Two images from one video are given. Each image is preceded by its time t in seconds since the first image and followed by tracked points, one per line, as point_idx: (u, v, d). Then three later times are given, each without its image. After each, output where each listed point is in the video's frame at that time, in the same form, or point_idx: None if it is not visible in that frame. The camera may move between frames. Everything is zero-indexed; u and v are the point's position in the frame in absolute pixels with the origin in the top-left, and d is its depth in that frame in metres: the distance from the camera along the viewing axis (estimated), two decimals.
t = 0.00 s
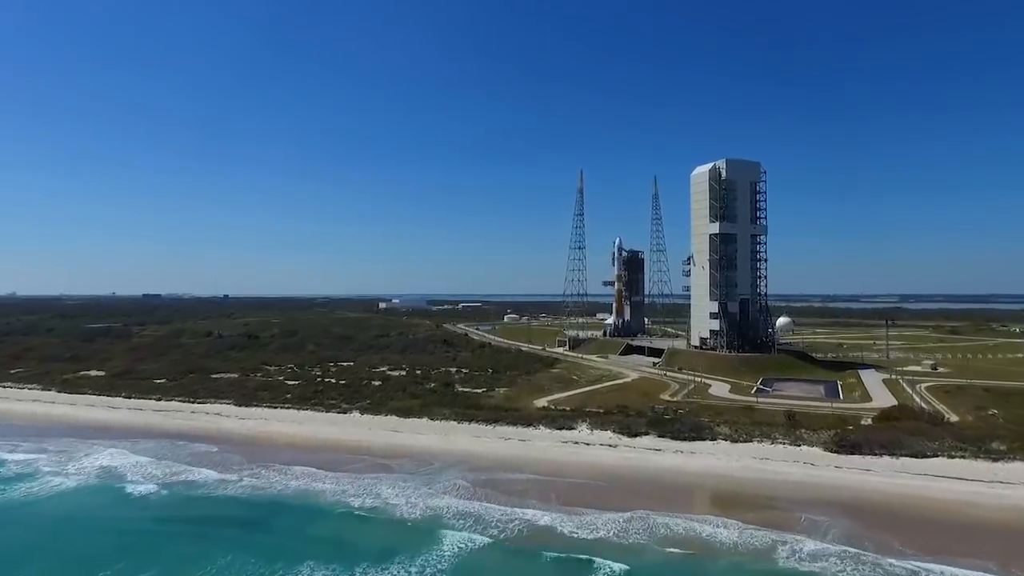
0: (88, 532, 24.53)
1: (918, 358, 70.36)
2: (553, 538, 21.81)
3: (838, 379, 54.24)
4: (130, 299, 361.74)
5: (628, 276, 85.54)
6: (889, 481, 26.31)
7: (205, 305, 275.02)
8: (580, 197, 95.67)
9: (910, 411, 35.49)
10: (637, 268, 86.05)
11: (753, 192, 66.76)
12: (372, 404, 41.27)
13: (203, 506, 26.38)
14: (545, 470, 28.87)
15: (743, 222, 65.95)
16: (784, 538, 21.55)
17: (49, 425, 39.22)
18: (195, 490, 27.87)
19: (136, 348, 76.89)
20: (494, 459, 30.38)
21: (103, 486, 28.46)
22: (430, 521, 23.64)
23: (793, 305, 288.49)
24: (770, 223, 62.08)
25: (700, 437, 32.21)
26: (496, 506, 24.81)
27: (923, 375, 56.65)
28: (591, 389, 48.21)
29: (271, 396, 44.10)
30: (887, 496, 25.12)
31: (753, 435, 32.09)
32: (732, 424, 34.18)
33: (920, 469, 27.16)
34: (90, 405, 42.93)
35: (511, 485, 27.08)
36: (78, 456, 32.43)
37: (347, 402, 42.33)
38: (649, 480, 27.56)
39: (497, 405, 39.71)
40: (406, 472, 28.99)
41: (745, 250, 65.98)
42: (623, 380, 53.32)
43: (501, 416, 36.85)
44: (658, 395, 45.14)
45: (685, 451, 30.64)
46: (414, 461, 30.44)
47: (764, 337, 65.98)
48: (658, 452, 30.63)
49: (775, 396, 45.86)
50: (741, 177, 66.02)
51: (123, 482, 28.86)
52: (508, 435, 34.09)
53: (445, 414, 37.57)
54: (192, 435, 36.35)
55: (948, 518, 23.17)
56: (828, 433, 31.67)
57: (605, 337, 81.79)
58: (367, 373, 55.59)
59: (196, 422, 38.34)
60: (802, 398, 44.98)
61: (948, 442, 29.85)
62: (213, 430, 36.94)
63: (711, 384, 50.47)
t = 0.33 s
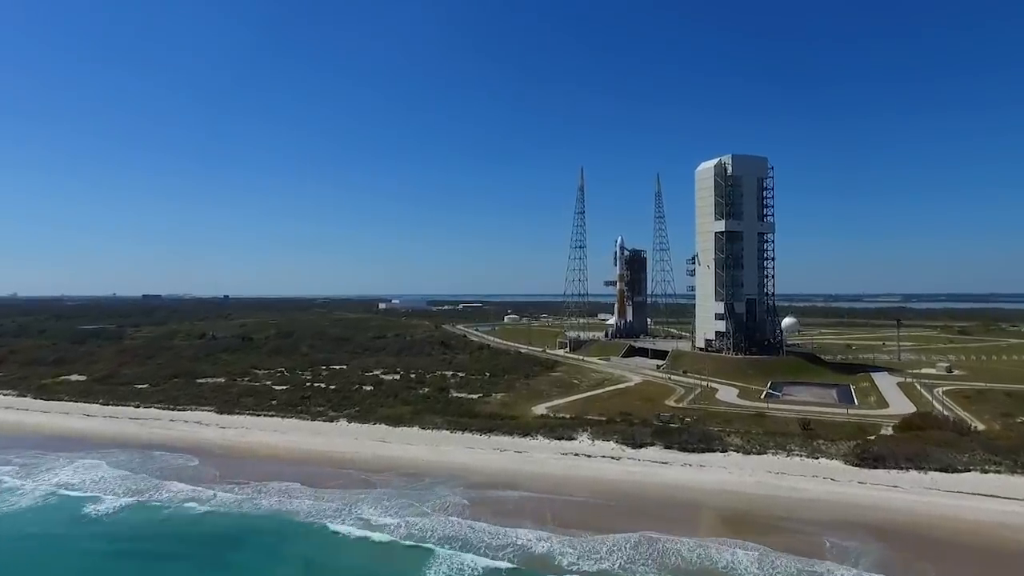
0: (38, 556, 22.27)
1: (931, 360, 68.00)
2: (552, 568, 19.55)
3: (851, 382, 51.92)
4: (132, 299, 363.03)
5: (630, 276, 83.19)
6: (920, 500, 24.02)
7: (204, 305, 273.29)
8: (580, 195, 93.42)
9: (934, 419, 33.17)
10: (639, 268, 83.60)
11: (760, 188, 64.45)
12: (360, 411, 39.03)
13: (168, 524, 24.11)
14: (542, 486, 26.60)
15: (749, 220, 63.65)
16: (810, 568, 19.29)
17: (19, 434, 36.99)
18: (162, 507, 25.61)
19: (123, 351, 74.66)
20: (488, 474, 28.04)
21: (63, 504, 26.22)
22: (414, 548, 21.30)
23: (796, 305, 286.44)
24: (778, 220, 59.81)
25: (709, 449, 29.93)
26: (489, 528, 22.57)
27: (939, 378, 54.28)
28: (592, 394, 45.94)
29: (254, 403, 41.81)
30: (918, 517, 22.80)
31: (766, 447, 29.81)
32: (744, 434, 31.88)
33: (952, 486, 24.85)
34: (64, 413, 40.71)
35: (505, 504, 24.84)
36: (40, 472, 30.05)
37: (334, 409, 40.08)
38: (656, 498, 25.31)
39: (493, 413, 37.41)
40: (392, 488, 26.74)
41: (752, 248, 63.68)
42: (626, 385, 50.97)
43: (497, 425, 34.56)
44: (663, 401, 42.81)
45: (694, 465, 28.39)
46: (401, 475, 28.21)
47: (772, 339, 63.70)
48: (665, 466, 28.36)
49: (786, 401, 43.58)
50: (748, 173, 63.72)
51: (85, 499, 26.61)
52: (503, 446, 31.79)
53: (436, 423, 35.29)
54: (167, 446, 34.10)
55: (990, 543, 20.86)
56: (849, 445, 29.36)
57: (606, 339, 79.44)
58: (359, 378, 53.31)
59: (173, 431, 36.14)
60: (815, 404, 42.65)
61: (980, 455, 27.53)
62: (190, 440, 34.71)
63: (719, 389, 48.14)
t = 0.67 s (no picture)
0: None
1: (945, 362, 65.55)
2: None
3: (864, 387, 49.52)
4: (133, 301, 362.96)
5: (633, 275, 80.75)
6: (956, 524, 21.59)
7: (203, 306, 272.52)
8: (581, 193, 90.99)
9: (961, 429, 30.72)
10: (641, 267, 81.05)
11: (767, 184, 62.12)
12: (345, 420, 36.70)
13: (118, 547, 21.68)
14: (536, 507, 24.22)
15: (756, 217, 61.31)
16: None
17: None
18: (115, 528, 23.20)
19: (111, 354, 72.60)
20: (477, 493, 25.63)
21: (8, 526, 23.85)
22: None
23: (799, 305, 284.40)
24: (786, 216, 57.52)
25: (719, 462, 27.58)
26: (476, 556, 20.23)
27: (957, 382, 51.70)
28: (593, 401, 43.58)
29: (235, 410, 39.48)
30: (958, 545, 20.33)
31: (781, 460, 27.46)
32: (757, 446, 29.50)
33: (990, 508, 22.42)
34: (33, 421, 38.47)
35: (495, 527, 22.48)
36: None
37: (318, 417, 37.76)
38: (662, 520, 22.92)
39: (486, 422, 35.08)
40: (372, 508, 24.39)
41: (759, 246, 61.34)
42: (629, 390, 48.55)
43: (490, 435, 32.23)
44: (668, 408, 40.42)
45: (703, 481, 26.05)
46: (384, 493, 25.88)
47: (780, 340, 61.35)
48: (671, 483, 25.99)
49: (798, 408, 41.10)
50: (754, 168, 61.42)
51: (33, 520, 24.26)
52: (496, 460, 29.44)
53: (425, 433, 32.95)
54: (136, 458, 31.78)
55: None
56: (871, 458, 26.94)
57: (608, 340, 76.99)
58: (349, 383, 51.04)
59: (145, 442, 33.86)
60: (830, 411, 40.16)
61: (1017, 470, 25.07)
62: (161, 452, 32.41)
63: (726, 395, 45.69)
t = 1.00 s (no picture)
0: None
1: (960, 364, 62.98)
2: None
3: (879, 391, 47.03)
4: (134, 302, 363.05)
5: (635, 275, 78.22)
6: (998, 554, 19.14)
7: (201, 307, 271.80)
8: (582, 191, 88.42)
9: (992, 440, 28.24)
10: (643, 266, 78.57)
11: (774, 179, 59.65)
12: (327, 429, 34.33)
13: None
14: (529, 532, 21.82)
15: (763, 213, 58.82)
16: None
17: None
18: (57, 557, 20.83)
19: (96, 356, 70.51)
20: (462, 515, 23.21)
21: None
22: None
23: (803, 304, 282.00)
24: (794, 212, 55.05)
25: (729, 479, 25.16)
26: None
27: (975, 386, 49.15)
28: (593, 407, 41.21)
29: (211, 418, 37.09)
30: None
31: (798, 476, 25.04)
32: (770, 460, 27.06)
33: None
34: None
35: (480, 556, 20.10)
36: None
37: (299, 426, 35.40)
38: (668, 547, 20.49)
39: (477, 432, 32.72)
40: (345, 533, 22.00)
41: (766, 244, 58.86)
42: (631, 395, 46.11)
43: (480, 447, 29.82)
44: (673, 416, 37.97)
45: (713, 501, 23.64)
46: (360, 514, 23.49)
47: (788, 342, 58.89)
48: (677, 503, 23.57)
49: (811, 415, 38.63)
50: (761, 162, 58.93)
51: None
52: (486, 476, 27.11)
53: (411, 445, 30.58)
54: (97, 473, 29.40)
55: None
56: (898, 475, 24.48)
57: (609, 342, 74.48)
58: (337, 388, 48.65)
59: (110, 454, 31.53)
60: (845, 418, 37.68)
61: None
62: (126, 465, 30.06)
63: (734, 401, 43.22)
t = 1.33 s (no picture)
0: None
1: (974, 367, 60.43)
2: None
3: (893, 398, 44.58)
4: (133, 303, 363.05)
5: (636, 275, 75.68)
6: None
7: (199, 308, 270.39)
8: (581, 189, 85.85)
9: None
10: (644, 266, 76.16)
11: (781, 174, 57.24)
12: (305, 441, 31.91)
13: None
14: (518, 564, 19.36)
15: (770, 210, 56.38)
16: None
17: None
18: None
19: (78, 360, 68.11)
20: (444, 542, 20.80)
21: None
22: None
23: (805, 304, 279.95)
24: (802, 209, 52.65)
25: (741, 499, 22.72)
26: None
27: (994, 390, 46.68)
28: (591, 415, 38.78)
29: (183, 428, 34.65)
30: None
31: (817, 495, 22.59)
32: (786, 476, 24.56)
33: None
34: None
35: None
36: None
37: (275, 437, 32.95)
38: None
39: (466, 444, 30.29)
40: (311, 564, 19.57)
41: (773, 242, 56.43)
42: (632, 402, 43.63)
43: (468, 462, 27.41)
44: (677, 426, 35.47)
45: (723, 526, 21.20)
46: (331, 542, 21.04)
47: (795, 345, 56.46)
48: (683, 529, 21.13)
49: (824, 424, 36.15)
50: (768, 157, 56.51)
51: None
52: (473, 495, 24.72)
53: (393, 459, 28.14)
54: (49, 491, 26.93)
55: None
56: (929, 495, 22.02)
57: (609, 344, 71.96)
58: (323, 395, 46.22)
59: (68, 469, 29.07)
60: (861, 428, 35.20)
61: None
62: (83, 482, 27.60)
63: (741, 408, 40.75)
